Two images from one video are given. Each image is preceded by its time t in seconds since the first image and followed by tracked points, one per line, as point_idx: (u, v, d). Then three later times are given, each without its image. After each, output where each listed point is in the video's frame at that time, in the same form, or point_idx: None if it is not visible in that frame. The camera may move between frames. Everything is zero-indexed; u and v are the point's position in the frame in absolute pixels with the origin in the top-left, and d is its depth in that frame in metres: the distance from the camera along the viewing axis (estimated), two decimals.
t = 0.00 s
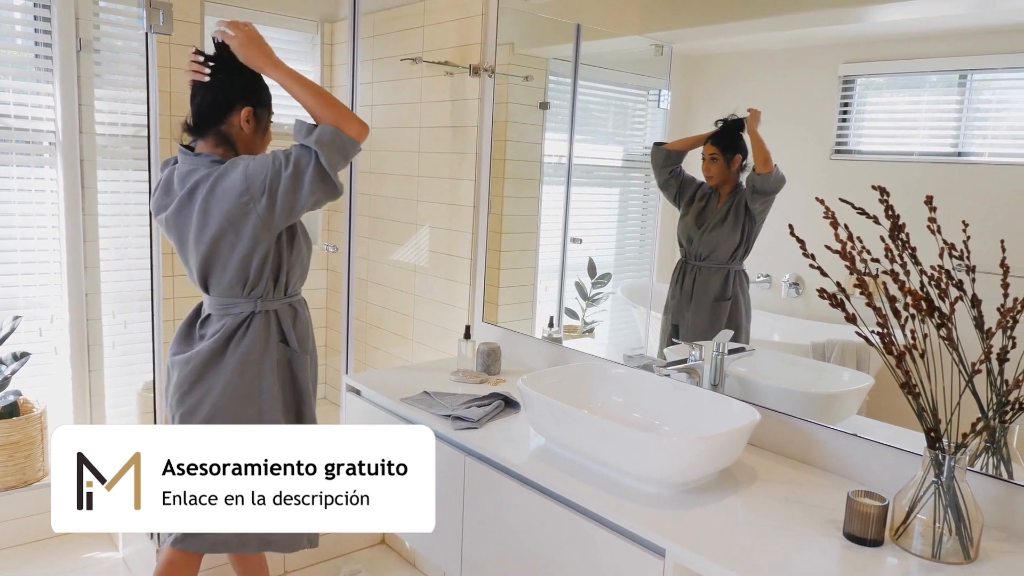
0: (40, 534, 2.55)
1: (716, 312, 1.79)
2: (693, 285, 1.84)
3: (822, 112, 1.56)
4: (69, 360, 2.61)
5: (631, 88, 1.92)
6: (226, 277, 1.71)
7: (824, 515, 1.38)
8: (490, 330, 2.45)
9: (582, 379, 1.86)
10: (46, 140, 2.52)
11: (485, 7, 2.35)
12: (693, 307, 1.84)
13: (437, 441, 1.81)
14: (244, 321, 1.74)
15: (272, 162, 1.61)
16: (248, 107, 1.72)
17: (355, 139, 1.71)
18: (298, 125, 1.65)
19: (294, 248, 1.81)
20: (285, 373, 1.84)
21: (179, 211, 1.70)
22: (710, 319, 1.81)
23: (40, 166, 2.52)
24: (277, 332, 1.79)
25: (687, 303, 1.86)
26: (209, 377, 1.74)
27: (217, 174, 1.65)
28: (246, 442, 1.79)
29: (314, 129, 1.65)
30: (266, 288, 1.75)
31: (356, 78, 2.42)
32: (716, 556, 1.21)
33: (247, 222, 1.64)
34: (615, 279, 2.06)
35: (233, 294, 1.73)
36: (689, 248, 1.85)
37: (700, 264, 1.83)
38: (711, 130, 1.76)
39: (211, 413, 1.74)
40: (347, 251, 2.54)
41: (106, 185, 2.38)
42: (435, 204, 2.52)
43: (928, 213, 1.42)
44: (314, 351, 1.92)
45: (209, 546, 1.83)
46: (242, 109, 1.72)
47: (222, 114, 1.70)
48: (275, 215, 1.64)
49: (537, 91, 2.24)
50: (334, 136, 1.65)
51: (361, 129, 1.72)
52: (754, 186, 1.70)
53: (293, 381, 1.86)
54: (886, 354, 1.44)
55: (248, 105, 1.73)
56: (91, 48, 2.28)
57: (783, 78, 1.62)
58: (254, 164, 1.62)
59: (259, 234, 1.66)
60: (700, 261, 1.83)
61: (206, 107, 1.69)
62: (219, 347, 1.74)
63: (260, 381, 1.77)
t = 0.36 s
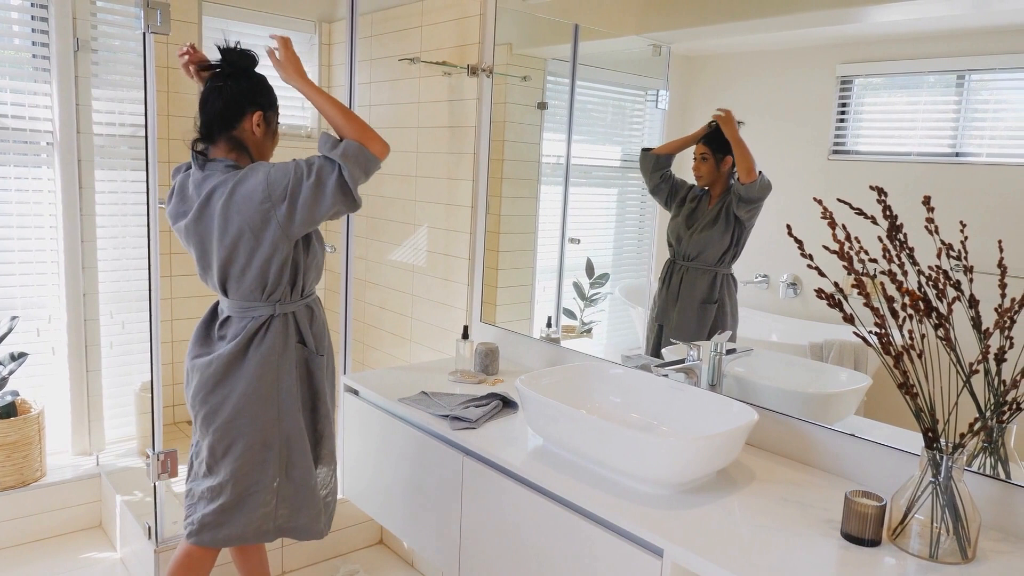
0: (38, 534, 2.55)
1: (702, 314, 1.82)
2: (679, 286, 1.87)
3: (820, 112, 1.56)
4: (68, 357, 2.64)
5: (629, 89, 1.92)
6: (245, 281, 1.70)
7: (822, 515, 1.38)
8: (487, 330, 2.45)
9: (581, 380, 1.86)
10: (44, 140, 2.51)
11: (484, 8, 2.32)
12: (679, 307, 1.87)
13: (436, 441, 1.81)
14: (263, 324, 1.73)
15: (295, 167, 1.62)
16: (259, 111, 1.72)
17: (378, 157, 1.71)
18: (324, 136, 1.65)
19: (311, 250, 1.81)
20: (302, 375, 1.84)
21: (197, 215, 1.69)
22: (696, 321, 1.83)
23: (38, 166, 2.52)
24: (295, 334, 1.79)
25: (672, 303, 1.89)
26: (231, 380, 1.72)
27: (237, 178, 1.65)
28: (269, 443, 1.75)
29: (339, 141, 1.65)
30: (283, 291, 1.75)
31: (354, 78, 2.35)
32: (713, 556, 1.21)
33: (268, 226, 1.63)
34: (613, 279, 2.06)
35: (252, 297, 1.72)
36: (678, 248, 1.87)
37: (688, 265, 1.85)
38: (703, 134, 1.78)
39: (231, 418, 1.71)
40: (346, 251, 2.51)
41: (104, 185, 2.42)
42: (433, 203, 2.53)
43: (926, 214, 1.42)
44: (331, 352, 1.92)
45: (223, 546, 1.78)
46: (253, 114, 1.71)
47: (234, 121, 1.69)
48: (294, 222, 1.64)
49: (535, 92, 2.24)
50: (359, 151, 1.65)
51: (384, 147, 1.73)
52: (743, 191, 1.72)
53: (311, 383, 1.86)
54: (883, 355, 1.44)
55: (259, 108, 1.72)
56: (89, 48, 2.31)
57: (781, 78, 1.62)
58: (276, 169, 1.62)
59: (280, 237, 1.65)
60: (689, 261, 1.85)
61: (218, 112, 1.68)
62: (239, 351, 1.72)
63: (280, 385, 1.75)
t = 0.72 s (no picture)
0: (37, 534, 2.55)
1: (689, 313, 1.85)
2: (667, 284, 1.91)
3: (819, 112, 1.57)
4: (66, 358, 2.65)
5: (629, 89, 1.92)
6: (261, 280, 1.71)
7: (820, 514, 1.38)
8: (487, 330, 2.45)
9: (579, 380, 1.85)
10: (43, 140, 2.52)
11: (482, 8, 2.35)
12: (667, 305, 1.91)
13: (434, 441, 1.81)
14: (278, 323, 1.74)
15: (308, 169, 1.62)
16: (263, 112, 1.73)
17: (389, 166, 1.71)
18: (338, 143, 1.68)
19: (324, 249, 1.81)
20: (316, 373, 1.84)
21: (212, 218, 1.69)
22: (685, 320, 1.86)
23: (36, 166, 2.53)
24: (310, 332, 1.80)
25: (661, 302, 1.92)
26: (248, 380, 1.73)
27: (250, 180, 1.65)
28: (285, 442, 1.75)
29: (352, 149, 1.66)
30: (298, 290, 1.75)
31: (353, 78, 2.32)
32: (712, 556, 1.21)
33: (282, 227, 1.64)
34: (612, 279, 2.06)
35: (268, 297, 1.73)
36: (667, 247, 1.90)
37: (677, 265, 1.89)
38: (692, 136, 1.80)
39: (248, 417, 1.72)
40: (346, 252, 2.41)
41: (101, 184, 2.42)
42: (431, 204, 2.52)
43: (925, 214, 1.42)
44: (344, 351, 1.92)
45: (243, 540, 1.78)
46: (257, 115, 1.72)
47: (239, 123, 1.70)
48: (307, 224, 1.64)
49: (534, 92, 2.24)
50: (370, 161, 1.65)
51: (395, 157, 1.73)
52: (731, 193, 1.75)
53: (325, 382, 1.86)
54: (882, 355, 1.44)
55: (263, 110, 1.73)
56: (87, 49, 2.32)
57: (780, 78, 1.62)
58: (289, 172, 1.63)
59: (295, 237, 1.66)
60: (677, 260, 1.89)
61: (223, 117, 1.69)
62: (255, 350, 1.73)
63: (296, 384, 1.76)
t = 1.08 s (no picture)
0: (36, 534, 2.55)
1: (682, 315, 1.86)
2: (660, 285, 1.92)
3: (817, 112, 1.57)
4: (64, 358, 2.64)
5: (627, 88, 1.92)
6: (267, 283, 1.70)
7: (819, 514, 1.38)
8: (486, 330, 2.45)
9: (578, 380, 1.85)
10: (41, 140, 2.52)
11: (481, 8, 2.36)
12: (660, 307, 1.92)
13: (433, 441, 1.81)
14: (285, 325, 1.74)
15: (311, 172, 1.62)
16: (263, 113, 1.73)
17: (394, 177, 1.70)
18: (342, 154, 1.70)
19: (328, 250, 1.81)
20: (321, 375, 1.84)
21: (219, 220, 1.70)
22: (678, 320, 1.87)
23: (35, 166, 2.53)
24: (315, 334, 1.79)
25: (654, 303, 1.93)
26: (255, 383, 1.73)
27: (255, 183, 1.65)
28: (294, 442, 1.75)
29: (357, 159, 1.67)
30: (304, 292, 1.75)
31: (351, 77, 2.32)
32: (711, 556, 1.21)
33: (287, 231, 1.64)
34: (611, 279, 2.06)
35: (274, 299, 1.73)
36: (660, 250, 1.92)
37: (670, 266, 1.90)
38: (684, 139, 1.81)
39: (257, 420, 1.72)
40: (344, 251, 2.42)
41: (100, 184, 2.42)
42: (429, 203, 2.51)
43: (924, 213, 1.42)
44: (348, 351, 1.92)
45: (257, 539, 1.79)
46: (258, 118, 1.72)
47: (240, 128, 1.71)
48: (311, 228, 1.64)
49: (533, 91, 2.25)
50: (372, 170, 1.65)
51: (400, 169, 1.72)
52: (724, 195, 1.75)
53: (331, 384, 1.85)
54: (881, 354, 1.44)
55: (263, 112, 1.73)
56: (86, 49, 2.33)
57: (779, 78, 1.62)
58: (293, 175, 1.63)
59: (300, 239, 1.66)
60: (670, 262, 1.90)
61: (224, 123, 1.70)
62: (263, 353, 1.73)
63: (303, 387, 1.75)
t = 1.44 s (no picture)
0: (36, 534, 2.54)
1: (680, 316, 1.86)
2: (659, 287, 1.92)
3: (817, 112, 1.57)
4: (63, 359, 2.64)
5: (626, 88, 1.92)
6: (264, 287, 1.70)
7: (817, 514, 1.38)
8: (485, 330, 2.45)
9: (577, 380, 1.85)
10: (40, 140, 2.51)
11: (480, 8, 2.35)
12: (659, 308, 1.92)
13: (431, 441, 1.81)
14: (282, 326, 1.73)
15: (308, 184, 1.60)
16: (265, 115, 1.73)
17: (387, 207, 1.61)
18: (341, 175, 1.59)
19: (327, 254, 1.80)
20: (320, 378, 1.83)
21: (219, 220, 1.70)
22: (676, 323, 1.87)
23: (33, 166, 2.53)
24: (313, 336, 1.79)
25: (651, 306, 1.93)
26: (255, 386, 1.73)
27: (255, 187, 1.65)
28: (296, 442, 1.75)
29: (353, 182, 1.57)
30: (301, 295, 1.74)
31: (349, 77, 2.33)
32: (709, 556, 1.21)
33: (281, 239, 1.63)
34: (610, 279, 2.05)
35: (272, 301, 1.72)
36: (657, 252, 1.92)
37: (667, 268, 1.90)
38: (679, 141, 1.82)
39: (258, 420, 1.72)
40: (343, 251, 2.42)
41: (98, 184, 2.42)
42: (428, 204, 2.50)
43: (922, 214, 1.42)
44: (346, 352, 1.91)
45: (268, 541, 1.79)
46: (259, 119, 1.73)
47: (241, 131, 1.72)
48: (302, 241, 1.62)
49: (532, 91, 2.25)
50: (364, 202, 1.56)
51: (396, 199, 1.62)
52: (719, 197, 1.76)
53: (330, 387, 1.85)
54: (880, 354, 1.44)
55: (265, 113, 1.73)
56: (86, 48, 2.33)
57: (778, 78, 1.62)
58: (292, 184, 1.61)
59: (295, 248, 1.65)
60: (668, 264, 1.90)
61: (226, 125, 1.71)
62: (262, 356, 1.73)
63: (302, 391, 1.75)
